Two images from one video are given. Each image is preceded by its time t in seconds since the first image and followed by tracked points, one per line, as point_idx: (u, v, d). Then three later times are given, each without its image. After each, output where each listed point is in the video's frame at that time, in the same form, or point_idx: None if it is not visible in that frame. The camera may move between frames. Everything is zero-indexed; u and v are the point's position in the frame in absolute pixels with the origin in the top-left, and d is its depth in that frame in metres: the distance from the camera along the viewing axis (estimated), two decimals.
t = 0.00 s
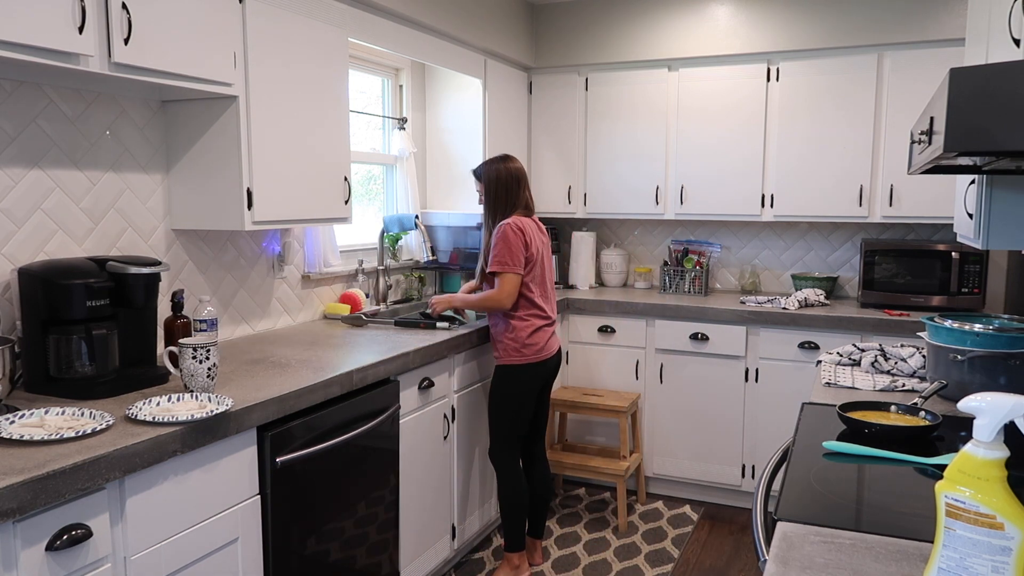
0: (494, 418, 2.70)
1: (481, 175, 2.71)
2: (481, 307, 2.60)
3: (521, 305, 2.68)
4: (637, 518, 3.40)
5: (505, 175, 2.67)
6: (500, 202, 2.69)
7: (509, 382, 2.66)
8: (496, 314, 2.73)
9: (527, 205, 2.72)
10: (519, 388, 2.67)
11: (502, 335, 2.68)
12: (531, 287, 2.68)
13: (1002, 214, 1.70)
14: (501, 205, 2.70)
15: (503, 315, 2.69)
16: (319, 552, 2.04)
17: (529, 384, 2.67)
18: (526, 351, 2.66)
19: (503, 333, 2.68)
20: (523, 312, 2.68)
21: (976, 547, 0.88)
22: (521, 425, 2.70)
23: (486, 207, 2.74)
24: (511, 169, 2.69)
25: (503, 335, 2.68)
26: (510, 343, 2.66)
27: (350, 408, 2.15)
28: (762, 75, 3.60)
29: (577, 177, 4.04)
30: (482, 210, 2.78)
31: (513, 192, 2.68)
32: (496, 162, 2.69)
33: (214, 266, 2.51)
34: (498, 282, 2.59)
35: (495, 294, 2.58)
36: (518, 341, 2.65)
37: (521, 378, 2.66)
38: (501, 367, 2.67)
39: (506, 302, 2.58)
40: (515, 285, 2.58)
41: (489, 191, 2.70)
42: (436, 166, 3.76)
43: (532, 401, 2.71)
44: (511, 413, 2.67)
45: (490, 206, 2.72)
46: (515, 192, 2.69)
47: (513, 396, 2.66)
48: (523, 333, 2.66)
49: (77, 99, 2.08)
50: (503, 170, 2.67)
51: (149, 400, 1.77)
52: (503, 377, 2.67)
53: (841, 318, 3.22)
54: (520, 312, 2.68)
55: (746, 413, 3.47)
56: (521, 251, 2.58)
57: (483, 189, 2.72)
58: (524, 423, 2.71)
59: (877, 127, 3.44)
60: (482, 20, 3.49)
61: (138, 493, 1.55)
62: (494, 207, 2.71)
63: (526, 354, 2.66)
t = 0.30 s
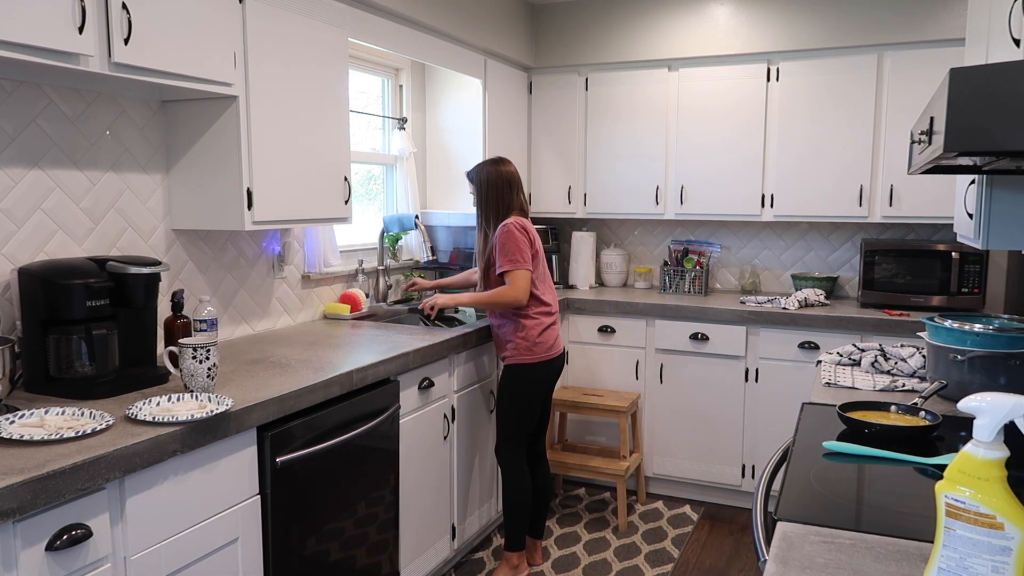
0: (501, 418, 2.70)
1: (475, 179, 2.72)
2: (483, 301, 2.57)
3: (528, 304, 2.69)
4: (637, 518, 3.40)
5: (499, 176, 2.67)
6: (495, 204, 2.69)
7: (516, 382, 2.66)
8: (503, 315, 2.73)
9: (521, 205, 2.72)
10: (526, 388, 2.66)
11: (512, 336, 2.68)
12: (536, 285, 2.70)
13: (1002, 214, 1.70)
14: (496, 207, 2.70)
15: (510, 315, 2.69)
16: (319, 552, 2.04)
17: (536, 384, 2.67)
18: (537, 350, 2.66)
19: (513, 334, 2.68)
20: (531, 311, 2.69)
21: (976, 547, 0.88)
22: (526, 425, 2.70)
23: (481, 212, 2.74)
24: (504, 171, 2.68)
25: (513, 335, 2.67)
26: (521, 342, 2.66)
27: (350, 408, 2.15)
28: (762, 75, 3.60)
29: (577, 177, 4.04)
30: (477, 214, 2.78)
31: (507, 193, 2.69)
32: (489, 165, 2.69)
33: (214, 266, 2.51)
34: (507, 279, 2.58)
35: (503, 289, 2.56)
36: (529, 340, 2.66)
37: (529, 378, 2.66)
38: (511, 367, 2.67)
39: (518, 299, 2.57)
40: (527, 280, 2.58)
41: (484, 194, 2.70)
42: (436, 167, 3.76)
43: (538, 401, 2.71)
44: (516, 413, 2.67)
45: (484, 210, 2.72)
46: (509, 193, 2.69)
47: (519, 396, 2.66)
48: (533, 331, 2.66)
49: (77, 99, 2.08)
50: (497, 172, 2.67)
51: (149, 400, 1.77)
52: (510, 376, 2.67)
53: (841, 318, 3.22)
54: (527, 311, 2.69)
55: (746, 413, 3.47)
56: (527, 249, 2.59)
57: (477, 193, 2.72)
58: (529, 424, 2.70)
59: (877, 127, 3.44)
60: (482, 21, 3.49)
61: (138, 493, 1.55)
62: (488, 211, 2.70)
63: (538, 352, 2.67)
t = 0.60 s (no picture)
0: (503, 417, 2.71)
1: (468, 183, 2.72)
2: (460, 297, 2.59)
3: (525, 303, 2.70)
4: (637, 518, 3.40)
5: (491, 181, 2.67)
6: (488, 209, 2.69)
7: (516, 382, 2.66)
8: (500, 316, 2.74)
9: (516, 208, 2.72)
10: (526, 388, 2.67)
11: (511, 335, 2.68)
12: (533, 284, 2.70)
13: (1002, 214, 1.70)
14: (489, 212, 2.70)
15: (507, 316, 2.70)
16: (319, 552, 2.04)
17: (535, 384, 2.67)
18: (536, 348, 2.67)
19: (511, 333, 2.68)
20: (529, 310, 2.70)
21: (976, 547, 0.88)
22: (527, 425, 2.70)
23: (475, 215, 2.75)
24: (497, 174, 2.68)
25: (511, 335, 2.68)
26: (520, 342, 2.66)
27: (350, 408, 2.15)
28: (761, 75, 3.60)
29: (577, 177, 4.04)
30: (472, 216, 2.79)
31: (500, 197, 2.69)
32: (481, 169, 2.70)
33: (214, 266, 2.51)
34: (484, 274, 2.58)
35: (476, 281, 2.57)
36: (527, 338, 2.66)
37: (529, 378, 2.66)
38: (510, 367, 2.67)
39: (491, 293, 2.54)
40: (501, 275, 2.54)
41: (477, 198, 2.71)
42: (436, 167, 3.76)
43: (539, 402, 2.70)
44: (517, 414, 2.67)
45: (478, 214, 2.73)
46: (503, 197, 2.69)
47: (520, 396, 2.66)
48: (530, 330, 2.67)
49: (77, 99, 2.08)
50: (486, 176, 2.67)
51: (149, 400, 1.77)
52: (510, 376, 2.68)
53: (841, 318, 3.22)
54: (525, 310, 2.70)
55: (746, 413, 3.47)
56: (518, 248, 2.59)
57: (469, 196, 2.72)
58: (530, 424, 2.70)
59: (877, 127, 3.44)
60: (482, 20, 3.49)
61: (138, 493, 1.55)
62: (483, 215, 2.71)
63: (536, 351, 2.67)
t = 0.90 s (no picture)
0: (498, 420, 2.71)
1: (470, 182, 2.74)
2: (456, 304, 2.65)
3: (521, 305, 2.69)
4: (637, 518, 3.40)
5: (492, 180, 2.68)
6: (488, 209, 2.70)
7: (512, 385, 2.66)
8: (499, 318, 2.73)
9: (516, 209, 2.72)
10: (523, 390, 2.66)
11: (507, 337, 2.69)
12: (528, 286, 2.68)
13: (1001, 214, 1.70)
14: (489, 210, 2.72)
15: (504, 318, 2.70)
16: (319, 552, 2.04)
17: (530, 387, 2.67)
18: (532, 350, 2.66)
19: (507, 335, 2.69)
20: (525, 312, 2.68)
21: (976, 547, 0.88)
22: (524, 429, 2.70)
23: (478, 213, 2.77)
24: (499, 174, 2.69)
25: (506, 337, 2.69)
26: (517, 343, 2.66)
27: (350, 408, 2.15)
28: (762, 75, 3.60)
29: (577, 177, 4.04)
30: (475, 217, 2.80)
31: (498, 198, 2.69)
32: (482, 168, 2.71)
33: (214, 266, 2.51)
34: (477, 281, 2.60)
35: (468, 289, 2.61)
36: (523, 340, 2.65)
37: (525, 380, 2.66)
38: (506, 369, 2.68)
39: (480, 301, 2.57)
40: (489, 283, 2.56)
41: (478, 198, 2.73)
42: (436, 167, 3.76)
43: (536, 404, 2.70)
44: (514, 416, 2.67)
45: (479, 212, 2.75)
46: (502, 197, 2.69)
47: (516, 399, 2.66)
48: (525, 332, 2.65)
49: (77, 99, 2.08)
50: (483, 177, 2.68)
51: (149, 400, 1.77)
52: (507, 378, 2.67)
53: (841, 318, 3.22)
54: (522, 312, 2.68)
55: (746, 413, 3.47)
56: (509, 252, 2.57)
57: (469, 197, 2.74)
58: (528, 426, 2.70)
59: (877, 127, 3.44)
60: (483, 21, 3.50)
61: (138, 493, 1.55)
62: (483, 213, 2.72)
63: (531, 353, 2.66)
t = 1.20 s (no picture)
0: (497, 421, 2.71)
1: (478, 180, 2.74)
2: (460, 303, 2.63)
3: (519, 305, 2.68)
4: (637, 518, 3.40)
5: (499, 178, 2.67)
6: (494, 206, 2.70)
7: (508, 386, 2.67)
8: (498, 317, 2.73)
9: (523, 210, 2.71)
10: (518, 390, 2.66)
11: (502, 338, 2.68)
12: (526, 286, 2.67)
13: (1001, 214, 1.70)
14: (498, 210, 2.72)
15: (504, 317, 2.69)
16: (319, 552, 2.04)
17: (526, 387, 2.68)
18: (527, 352, 2.65)
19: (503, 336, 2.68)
20: (522, 312, 2.67)
21: (975, 547, 0.88)
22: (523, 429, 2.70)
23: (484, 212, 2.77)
24: (507, 173, 2.68)
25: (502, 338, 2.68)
26: (511, 344, 2.65)
27: (350, 408, 2.15)
28: (762, 75, 3.60)
29: (577, 177, 4.04)
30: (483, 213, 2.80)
31: (506, 196, 2.68)
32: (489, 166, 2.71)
33: (214, 266, 2.51)
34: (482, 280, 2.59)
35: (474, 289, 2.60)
36: (520, 342, 2.65)
37: (521, 380, 2.66)
38: (502, 369, 2.68)
39: (488, 302, 2.56)
40: (497, 283, 2.55)
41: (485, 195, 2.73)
42: (436, 167, 3.76)
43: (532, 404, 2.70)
44: (511, 417, 2.67)
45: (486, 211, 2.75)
46: (510, 197, 2.69)
47: (513, 399, 2.66)
48: (523, 334, 2.65)
49: (77, 99, 2.08)
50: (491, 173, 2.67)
51: (149, 400, 1.77)
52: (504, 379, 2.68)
53: (841, 318, 3.22)
54: (519, 313, 2.68)
55: (746, 413, 3.47)
56: (509, 252, 2.57)
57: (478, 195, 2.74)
58: (526, 426, 2.70)
59: (877, 127, 3.44)
60: (483, 21, 3.50)
61: (138, 493, 1.55)
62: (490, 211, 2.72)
63: (527, 355, 2.65)
